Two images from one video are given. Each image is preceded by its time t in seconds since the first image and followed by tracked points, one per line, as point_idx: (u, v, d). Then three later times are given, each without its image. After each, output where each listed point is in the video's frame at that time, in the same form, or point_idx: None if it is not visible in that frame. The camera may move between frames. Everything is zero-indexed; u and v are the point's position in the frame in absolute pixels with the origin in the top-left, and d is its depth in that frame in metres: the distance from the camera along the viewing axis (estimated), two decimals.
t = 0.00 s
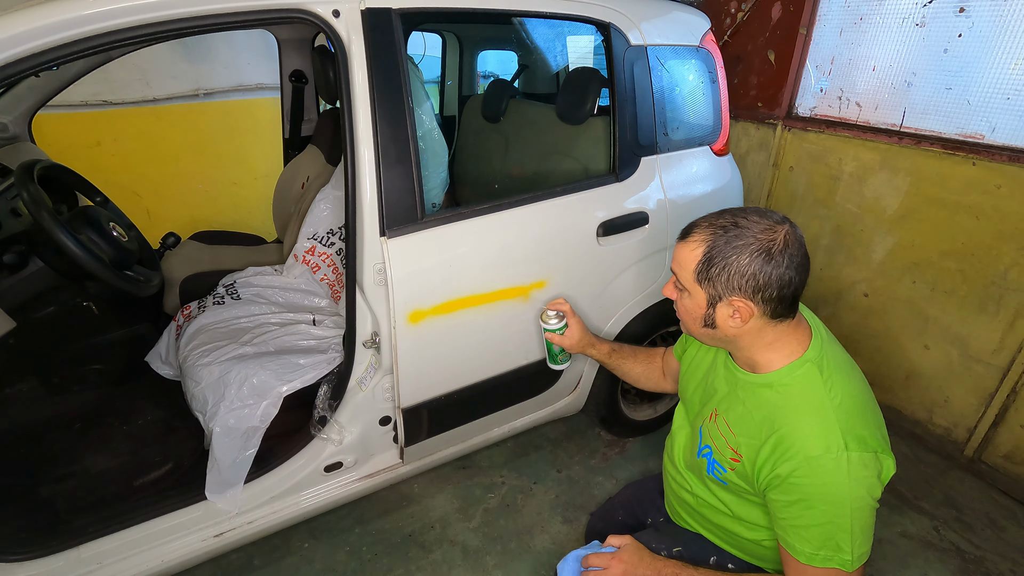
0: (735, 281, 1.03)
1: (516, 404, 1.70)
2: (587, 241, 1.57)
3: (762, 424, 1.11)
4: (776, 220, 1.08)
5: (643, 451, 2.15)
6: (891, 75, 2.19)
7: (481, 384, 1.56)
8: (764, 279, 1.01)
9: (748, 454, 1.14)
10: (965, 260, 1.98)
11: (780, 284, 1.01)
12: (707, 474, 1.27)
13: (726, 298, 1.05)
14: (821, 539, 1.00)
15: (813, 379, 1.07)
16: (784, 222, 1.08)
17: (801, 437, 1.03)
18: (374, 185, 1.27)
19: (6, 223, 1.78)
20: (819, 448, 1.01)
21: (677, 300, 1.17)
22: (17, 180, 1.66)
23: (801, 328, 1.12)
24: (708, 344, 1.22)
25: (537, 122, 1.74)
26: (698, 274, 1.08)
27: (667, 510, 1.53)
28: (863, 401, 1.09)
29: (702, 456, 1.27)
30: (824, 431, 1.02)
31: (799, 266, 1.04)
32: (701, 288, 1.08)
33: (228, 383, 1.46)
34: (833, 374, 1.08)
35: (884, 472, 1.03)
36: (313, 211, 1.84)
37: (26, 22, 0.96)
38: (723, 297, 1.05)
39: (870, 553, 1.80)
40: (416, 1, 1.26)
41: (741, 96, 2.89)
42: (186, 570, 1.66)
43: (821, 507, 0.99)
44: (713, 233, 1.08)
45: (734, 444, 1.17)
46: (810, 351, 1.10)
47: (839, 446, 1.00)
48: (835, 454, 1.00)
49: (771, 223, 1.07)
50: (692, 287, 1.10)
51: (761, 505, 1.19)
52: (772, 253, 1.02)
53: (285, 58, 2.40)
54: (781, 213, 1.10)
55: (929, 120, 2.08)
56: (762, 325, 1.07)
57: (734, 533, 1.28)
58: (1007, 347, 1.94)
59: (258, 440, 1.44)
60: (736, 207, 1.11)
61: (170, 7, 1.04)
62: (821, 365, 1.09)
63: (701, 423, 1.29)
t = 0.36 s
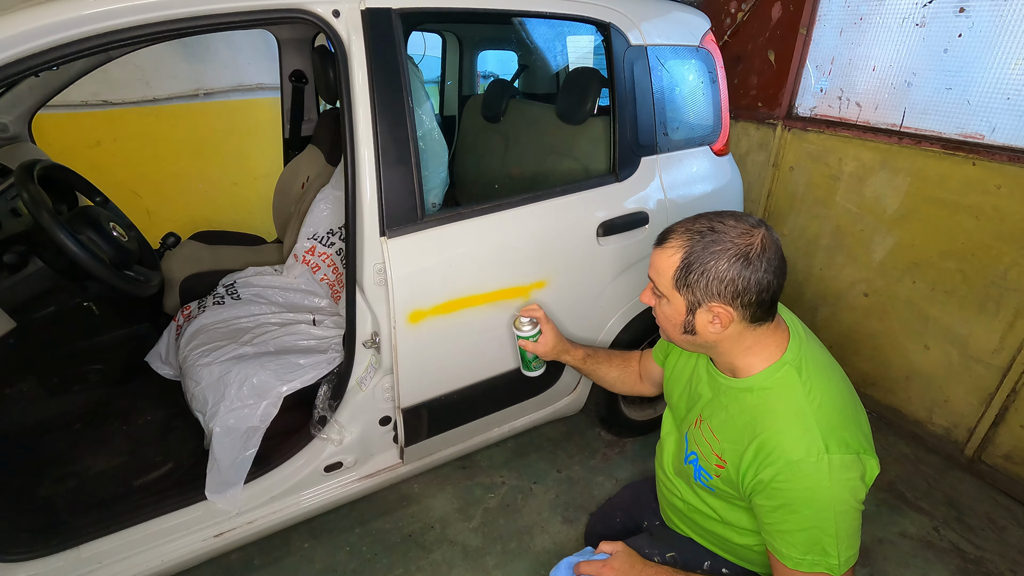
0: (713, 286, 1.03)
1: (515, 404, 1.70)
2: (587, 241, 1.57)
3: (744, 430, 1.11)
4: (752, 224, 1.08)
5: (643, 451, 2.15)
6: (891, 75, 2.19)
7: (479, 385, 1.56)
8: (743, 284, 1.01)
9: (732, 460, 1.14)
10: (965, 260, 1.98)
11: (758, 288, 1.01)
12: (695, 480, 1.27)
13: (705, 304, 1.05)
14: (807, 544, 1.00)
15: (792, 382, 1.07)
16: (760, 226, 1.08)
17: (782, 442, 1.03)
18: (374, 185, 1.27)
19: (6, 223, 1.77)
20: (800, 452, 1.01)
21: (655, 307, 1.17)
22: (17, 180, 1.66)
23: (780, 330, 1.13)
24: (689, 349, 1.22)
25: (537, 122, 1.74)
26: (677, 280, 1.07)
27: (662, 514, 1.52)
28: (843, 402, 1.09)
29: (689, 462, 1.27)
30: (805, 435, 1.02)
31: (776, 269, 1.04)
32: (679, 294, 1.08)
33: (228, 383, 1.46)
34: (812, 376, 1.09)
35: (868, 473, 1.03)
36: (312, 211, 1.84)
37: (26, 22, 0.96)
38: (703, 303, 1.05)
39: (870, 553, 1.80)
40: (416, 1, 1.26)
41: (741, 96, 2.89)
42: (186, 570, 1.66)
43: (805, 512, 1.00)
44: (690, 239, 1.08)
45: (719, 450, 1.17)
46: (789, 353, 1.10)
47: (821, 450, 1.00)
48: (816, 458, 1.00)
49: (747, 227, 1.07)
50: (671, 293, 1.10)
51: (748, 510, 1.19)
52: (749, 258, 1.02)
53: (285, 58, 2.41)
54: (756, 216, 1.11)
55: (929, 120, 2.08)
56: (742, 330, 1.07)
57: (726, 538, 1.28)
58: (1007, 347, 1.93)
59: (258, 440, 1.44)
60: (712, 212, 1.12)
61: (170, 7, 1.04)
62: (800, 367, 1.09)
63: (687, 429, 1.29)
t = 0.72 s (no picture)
0: (702, 290, 1.02)
1: (515, 404, 1.70)
2: (587, 241, 1.57)
3: (735, 433, 1.11)
4: (737, 225, 1.09)
5: (643, 451, 2.15)
6: (891, 75, 2.19)
7: (479, 385, 1.55)
8: (731, 286, 1.01)
9: (725, 463, 1.14)
10: (965, 260, 1.98)
11: (746, 290, 1.02)
12: (689, 485, 1.27)
13: (694, 308, 1.04)
14: (804, 545, 1.00)
15: (781, 382, 1.07)
16: (746, 228, 1.09)
17: (774, 443, 1.03)
18: (374, 185, 1.27)
19: (6, 223, 1.77)
20: (792, 452, 1.01)
21: (642, 311, 1.16)
22: (17, 180, 1.66)
23: (766, 331, 1.13)
24: (675, 353, 1.21)
25: (537, 123, 1.74)
26: (664, 284, 1.06)
27: (660, 518, 1.52)
28: (832, 400, 1.10)
29: (683, 467, 1.27)
30: (796, 436, 1.02)
31: (762, 271, 1.04)
32: (668, 298, 1.07)
33: (228, 383, 1.46)
34: (800, 375, 1.09)
35: (860, 471, 1.04)
36: (312, 211, 1.84)
37: (26, 22, 0.96)
38: (691, 306, 1.04)
39: (870, 553, 1.80)
40: (416, 1, 1.27)
41: (741, 96, 2.89)
42: (186, 570, 1.66)
43: (801, 512, 1.00)
44: (677, 242, 1.07)
45: (712, 454, 1.17)
46: (776, 353, 1.10)
47: (812, 449, 1.01)
48: (808, 458, 1.00)
49: (733, 229, 1.08)
50: (658, 297, 1.09)
51: (744, 512, 1.19)
52: (737, 260, 1.02)
53: (286, 58, 2.41)
54: (741, 218, 1.11)
55: (929, 120, 2.08)
56: (730, 332, 1.07)
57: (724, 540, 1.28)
58: (1007, 347, 1.93)
59: (258, 440, 1.44)
60: (697, 214, 1.12)
61: (169, 7, 1.04)
62: (787, 367, 1.09)
63: (680, 433, 1.28)
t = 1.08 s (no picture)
0: (701, 284, 1.02)
1: (515, 404, 1.70)
2: (587, 241, 1.57)
3: (736, 428, 1.11)
4: (736, 220, 1.09)
5: (643, 451, 2.15)
6: (891, 75, 2.19)
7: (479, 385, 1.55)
8: (731, 281, 1.01)
9: (726, 459, 1.13)
10: (965, 260, 1.98)
11: (745, 284, 1.02)
12: (689, 483, 1.26)
13: (694, 302, 1.04)
14: (806, 540, 1.00)
15: (781, 377, 1.07)
16: (744, 222, 1.09)
17: (775, 437, 1.03)
18: (374, 185, 1.27)
19: (7, 223, 1.79)
20: (793, 446, 1.01)
21: (641, 307, 1.15)
22: (17, 180, 1.66)
23: (764, 326, 1.13)
24: (673, 349, 1.21)
25: (537, 123, 1.74)
26: (664, 278, 1.06)
27: (659, 520, 1.51)
28: (831, 393, 1.10)
29: (683, 464, 1.26)
30: (797, 430, 1.02)
31: (761, 265, 1.05)
32: (667, 293, 1.06)
33: (228, 383, 1.46)
34: (800, 370, 1.09)
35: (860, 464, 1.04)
36: (312, 211, 1.84)
37: (26, 22, 0.96)
38: (691, 301, 1.04)
39: (871, 553, 1.80)
40: (416, 2, 1.27)
41: (741, 96, 2.89)
42: (186, 570, 1.66)
43: (802, 507, 1.00)
44: (676, 237, 1.07)
45: (713, 451, 1.16)
46: (774, 348, 1.11)
47: (813, 443, 1.01)
48: (810, 451, 1.00)
49: (732, 223, 1.07)
50: (657, 292, 1.08)
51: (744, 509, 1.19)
52: (736, 254, 1.02)
53: (286, 58, 2.41)
54: (739, 212, 1.11)
55: (929, 120, 2.08)
56: (729, 327, 1.06)
57: (724, 540, 1.28)
58: (1007, 347, 1.93)
59: (258, 440, 1.44)
60: (695, 209, 1.11)
61: (169, 7, 1.04)
62: (787, 362, 1.09)
63: (679, 431, 1.28)
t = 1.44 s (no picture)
0: (711, 276, 1.03)
1: (515, 403, 1.70)
2: (587, 241, 1.57)
3: (739, 424, 1.11)
4: (749, 214, 1.09)
5: (643, 451, 2.15)
6: (891, 75, 2.19)
7: (479, 385, 1.55)
8: (741, 273, 1.01)
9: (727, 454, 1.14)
10: (965, 260, 1.98)
11: (755, 278, 1.02)
12: (689, 476, 1.27)
13: (703, 293, 1.05)
14: (798, 539, 1.00)
15: (788, 375, 1.07)
16: (757, 217, 1.08)
17: (777, 434, 1.03)
18: (374, 185, 1.27)
19: (6, 223, 1.77)
20: (794, 444, 1.01)
21: (653, 299, 1.17)
22: (17, 180, 1.66)
23: (775, 324, 1.13)
24: (684, 342, 1.22)
25: (537, 123, 1.74)
26: (674, 269, 1.07)
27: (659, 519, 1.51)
28: (839, 396, 1.09)
29: (684, 458, 1.26)
30: (800, 429, 1.02)
31: (773, 259, 1.04)
32: (677, 284, 1.08)
33: (228, 383, 1.46)
34: (808, 370, 1.08)
35: (861, 469, 1.03)
36: (312, 211, 1.84)
37: (25, 22, 0.96)
38: (700, 292, 1.05)
39: (871, 553, 1.80)
40: (416, 2, 1.27)
41: (741, 96, 2.89)
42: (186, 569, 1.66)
43: (797, 505, 1.00)
44: (688, 229, 1.08)
45: (714, 445, 1.16)
46: (784, 346, 1.10)
47: (814, 442, 1.00)
48: (809, 450, 1.00)
49: (744, 217, 1.08)
50: (668, 283, 1.10)
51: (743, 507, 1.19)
52: (747, 247, 1.02)
53: (285, 59, 2.41)
54: (753, 207, 1.11)
55: (929, 119, 2.08)
56: (739, 320, 1.07)
57: (720, 538, 1.28)
58: (1007, 347, 1.93)
59: (258, 440, 1.44)
60: (710, 203, 1.12)
61: (168, 7, 1.04)
62: (796, 361, 1.09)
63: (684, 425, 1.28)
